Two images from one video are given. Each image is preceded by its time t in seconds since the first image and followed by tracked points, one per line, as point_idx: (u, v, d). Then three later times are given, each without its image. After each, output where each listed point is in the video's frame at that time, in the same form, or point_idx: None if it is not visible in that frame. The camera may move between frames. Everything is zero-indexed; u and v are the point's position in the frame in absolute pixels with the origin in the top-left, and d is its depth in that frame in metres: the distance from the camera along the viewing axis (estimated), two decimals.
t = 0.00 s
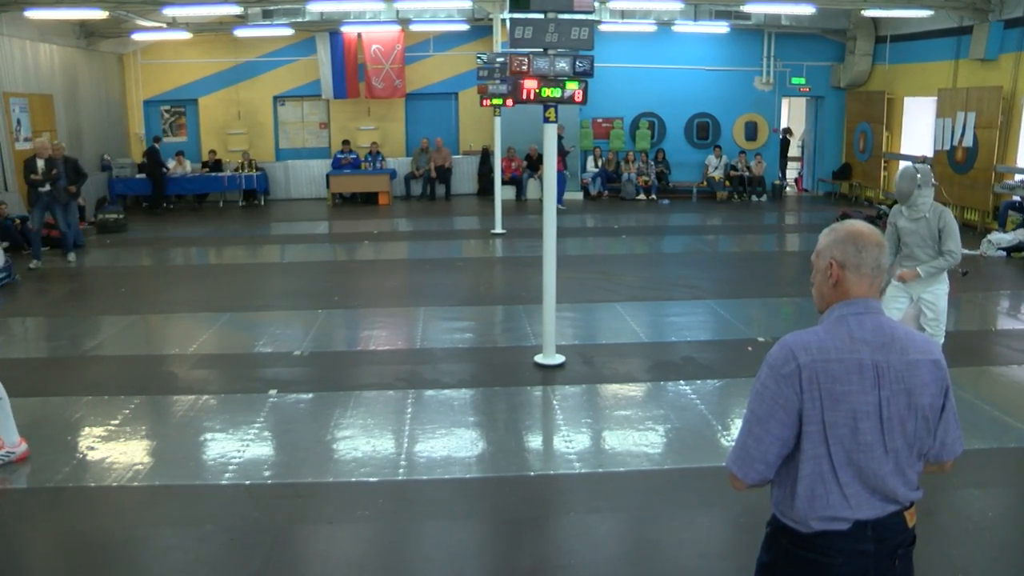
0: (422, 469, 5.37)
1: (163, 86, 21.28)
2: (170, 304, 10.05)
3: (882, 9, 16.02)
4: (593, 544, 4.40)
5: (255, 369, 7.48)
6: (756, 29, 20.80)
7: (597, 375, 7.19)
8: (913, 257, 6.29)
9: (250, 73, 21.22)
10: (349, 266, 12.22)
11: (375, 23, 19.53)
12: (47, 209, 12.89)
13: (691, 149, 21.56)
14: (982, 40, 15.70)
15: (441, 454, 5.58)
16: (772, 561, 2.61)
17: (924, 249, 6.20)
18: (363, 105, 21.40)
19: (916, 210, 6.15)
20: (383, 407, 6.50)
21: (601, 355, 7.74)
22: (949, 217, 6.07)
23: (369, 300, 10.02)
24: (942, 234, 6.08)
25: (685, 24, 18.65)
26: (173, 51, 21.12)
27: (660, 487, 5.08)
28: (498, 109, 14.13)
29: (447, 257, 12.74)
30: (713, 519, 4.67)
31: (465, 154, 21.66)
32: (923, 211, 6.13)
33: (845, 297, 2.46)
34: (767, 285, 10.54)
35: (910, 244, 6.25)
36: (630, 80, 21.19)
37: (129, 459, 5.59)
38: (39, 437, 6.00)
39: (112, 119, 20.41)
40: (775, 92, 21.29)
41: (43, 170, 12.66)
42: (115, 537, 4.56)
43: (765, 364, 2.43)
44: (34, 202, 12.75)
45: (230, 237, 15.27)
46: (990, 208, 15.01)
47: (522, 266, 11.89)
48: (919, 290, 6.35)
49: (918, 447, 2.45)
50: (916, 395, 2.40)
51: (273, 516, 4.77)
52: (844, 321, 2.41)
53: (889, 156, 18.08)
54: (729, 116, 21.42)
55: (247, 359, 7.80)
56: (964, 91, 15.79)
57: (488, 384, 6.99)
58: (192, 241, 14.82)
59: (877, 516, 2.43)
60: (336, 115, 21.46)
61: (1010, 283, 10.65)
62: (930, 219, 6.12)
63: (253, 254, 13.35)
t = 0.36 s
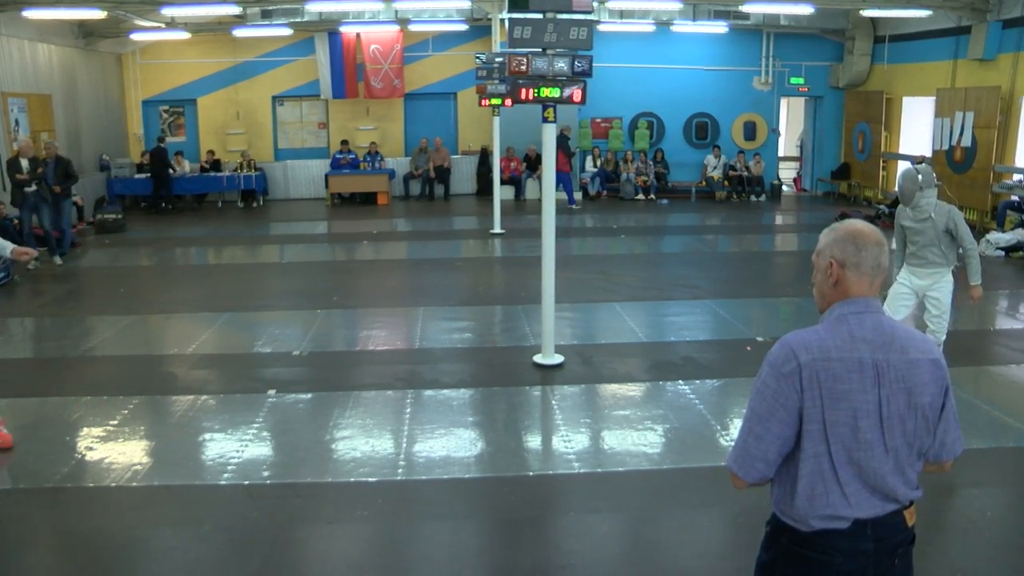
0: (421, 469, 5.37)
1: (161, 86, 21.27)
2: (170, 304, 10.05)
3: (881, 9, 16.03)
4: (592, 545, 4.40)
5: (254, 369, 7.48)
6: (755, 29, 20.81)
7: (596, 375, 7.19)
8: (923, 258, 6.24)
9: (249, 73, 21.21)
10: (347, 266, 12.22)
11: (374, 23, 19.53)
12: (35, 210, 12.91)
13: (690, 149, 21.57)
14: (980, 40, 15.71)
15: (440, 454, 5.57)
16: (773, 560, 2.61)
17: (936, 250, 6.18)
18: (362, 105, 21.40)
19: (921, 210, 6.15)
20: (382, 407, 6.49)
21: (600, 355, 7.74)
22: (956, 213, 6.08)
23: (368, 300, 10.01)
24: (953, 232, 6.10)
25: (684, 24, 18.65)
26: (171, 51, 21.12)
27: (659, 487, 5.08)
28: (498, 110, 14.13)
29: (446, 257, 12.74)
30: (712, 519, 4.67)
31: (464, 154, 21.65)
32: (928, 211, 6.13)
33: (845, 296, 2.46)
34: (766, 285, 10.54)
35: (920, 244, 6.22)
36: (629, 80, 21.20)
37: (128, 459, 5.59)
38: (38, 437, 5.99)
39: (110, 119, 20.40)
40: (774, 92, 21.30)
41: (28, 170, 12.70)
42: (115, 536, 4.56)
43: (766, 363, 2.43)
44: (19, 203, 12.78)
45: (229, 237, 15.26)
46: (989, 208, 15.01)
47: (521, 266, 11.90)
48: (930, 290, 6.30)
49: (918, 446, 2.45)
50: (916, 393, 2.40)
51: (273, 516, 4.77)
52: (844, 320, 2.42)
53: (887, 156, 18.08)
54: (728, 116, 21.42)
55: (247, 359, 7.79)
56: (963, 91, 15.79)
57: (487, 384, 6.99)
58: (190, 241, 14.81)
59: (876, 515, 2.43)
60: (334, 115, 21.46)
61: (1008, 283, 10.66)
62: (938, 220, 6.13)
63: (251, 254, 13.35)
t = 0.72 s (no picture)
0: (421, 469, 5.37)
1: (161, 86, 21.26)
2: (168, 304, 10.05)
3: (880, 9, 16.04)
4: (591, 544, 4.41)
5: (254, 369, 7.48)
6: (754, 29, 20.82)
7: (595, 375, 7.19)
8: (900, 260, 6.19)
9: (248, 73, 21.21)
10: (346, 266, 12.22)
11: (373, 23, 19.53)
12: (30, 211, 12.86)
13: (690, 149, 21.57)
14: (979, 40, 15.72)
15: (440, 454, 5.58)
16: (773, 559, 2.62)
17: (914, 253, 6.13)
18: (361, 105, 21.39)
19: (900, 211, 6.07)
20: (381, 407, 6.49)
21: (600, 355, 7.74)
22: (936, 217, 6.01)
23: (367, 300, 10.01)
24: (931, 236, 6.04)
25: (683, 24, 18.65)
26: (170, 50, 21.11)
27: (658, 487, 5.08)
28: (497, 110, 14.14)
29: (446, 257, 12.74)
30: (710, 519, 4.67)
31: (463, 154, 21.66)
32: (908, 213, 6.04)
33: (847, 296, 2.46)
34: (765, 285, 10.54)
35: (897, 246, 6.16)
36: (628, 80, 21.20)
37: (126, 459, 5.58)
38: (38, 437, 6.00)
39: (109, 119, 20.40)
40: (773, 92, 21.30)
41: (23, 173, 12.60)
42: (114, 537, 4.56)
43: (767, 363, 2.43)
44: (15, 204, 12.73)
45: (228, 237, 15.26)
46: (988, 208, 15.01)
47: (520, 266, 11.90)
48: (905, 294, 6.22)
49: (919, 446, 2.45)
50: (917, 394, 2.40)
51: (272, 517, 4.77)
52: (846, 320, 2.42)
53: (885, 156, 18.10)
54: (727, 116, 21.43)
55: (247, 359, 7.79)
56: (962, 91, 15.79)
57: (486, 384, 6.99)
58: (190, 241, 14.81)
59: (877, 515, 2.43)
60: (333, 115, 21.45)
61: (1007, 283, 10.67)
62: (918, 222, 6.05)
63: (251, 254, 13.34)
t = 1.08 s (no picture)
0: (420, 469, 5.37)
1: (160, 86, 21.26)
2: (169, 304, 10.04)
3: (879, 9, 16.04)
4: (591, 544, 4.40)
5: (254, 369, 7.48)
6: (754, 29, 20.82)
7: (595, 376, 7.18)
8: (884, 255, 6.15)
9: (247, 73, 21.20)
10: (346, 266, 12.22)
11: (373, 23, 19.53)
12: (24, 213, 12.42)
13: (689, 149, 21.57)
14: (979, 40, 15.71)
15: (440, 454, 5.58)
16: (774, 558, 2.62)
17: (897, 247, 6.08)
18: (361, 105, 21.38)
19: (886, 205, 6.03)
20: (381, 407, 6.49)
21: (599, 355, 7.74)
22: (921, 214, 5.96)
23: (367, 300, 10.00)
24: (914, 232, 5.98)
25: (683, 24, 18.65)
26: (170, 50, 21.10)
27: (658, 487, 5.08)
28: (497, 110, 14.13)
29: (445, 257, 12.74)
30: (710, 519, 4.67)
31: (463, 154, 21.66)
32: (893, 208, 6.01)
33: (848, 296, 2.46)
34: (765, 285, 10.55)
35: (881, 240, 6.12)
36: (627, 81, 21.20)
37: (126, 459, 5.59)
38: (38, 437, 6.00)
39: (109, 119, 20.40)
40: (773, 92, 21.31)
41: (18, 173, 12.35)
42: (114, 536, 4.57)
43: (768, 362, 2.44)
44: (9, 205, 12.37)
45: (228, 237, 15.26)
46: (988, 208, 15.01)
47: (520, 266, 11.89)
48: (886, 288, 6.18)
49: (920, 446, 2.45)
50: (918, 394, 2.40)
51: (272, 517, 4.77)
52: (847, 320, 2.42)
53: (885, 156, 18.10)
54: (727, 116, 21.42)
55: (247, 359, 7.79)
56: (962, 91, 15.78)
57: (486, 384, 6.99)
58: (189, 241, 14.81)
59: (877, 515, 2.43)
60: (333, 115, 21.45)
61: (1007, 283, 10.67)
62: (901, 216, 6.01)
63: (250, 254, 13.34)
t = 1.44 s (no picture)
0: (420, 469, 5.37)
1: (160, 86, 21.26)
2: (168, 304, 10.04)
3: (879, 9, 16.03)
4: (590, 544, 4.40)
5: (254, 369, 7.48)
6: (754, 29, 20.82)
7: (595, 375, 7.18)
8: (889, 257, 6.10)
9: (247, 73, 21.20)
10: (346, 266, 12.22)
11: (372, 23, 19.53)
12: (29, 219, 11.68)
13: (689, 149, 21.58)
14: (979, 40, 15.71)
15: (439, 454, 5.57)
16: (774, 558, 2.61)
17: (904, 250, 6.07)
18: (361, 105, 21.38)
19: (888, 208, 6.00)
20: (381, 407, 6.49)
21: (599, 355, 7.74)
22: (925, 213, 5.95)
23: (367, 300, 10.00)
24: (921, 233, 5.99)
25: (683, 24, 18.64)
26: (170, 50, 21.09)
27: (658, 487, 5.08)
28: (497, 109, 14.14)
29: (445, 257, 12.73)
30: (710, 519, 4.67)
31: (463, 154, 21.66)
32: (896, 209, 5.98)
33: (843, 297, 2.47)
34: (765, 285, 10.55)
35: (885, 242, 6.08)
36: (627, 81, 21.20)
37: (125, 459, 5.58)
38: (38, 437, 5.99)
39: (108, 119, 20.39)
40: (772, 92, 21.30)
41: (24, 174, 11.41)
42: (114, 536, 4.56)
43: (765, 364, 2.43)
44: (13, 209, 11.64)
45: (228, 237, 15.26)
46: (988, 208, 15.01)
47: (520, 266, 11.89)
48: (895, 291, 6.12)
49: (919, 446, 2.45)
50: (916, 393, 2.41)
51: (271, 517, 4.76)
52: (844, 320, 2.43)
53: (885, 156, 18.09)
54: (727, 116, 21.42)
55: (246, 359, 7.79)
56: (961, 91, 15.78)
57: (485, 384, 6.99)
58: (189, 241, 14.80)
59: (877, 516, 2.43)
60: (333, 115, 21.44)
61: (1007, 283, 10.67)
62: (905, 218, 6.00)
63: (250, 254, 13.33)
